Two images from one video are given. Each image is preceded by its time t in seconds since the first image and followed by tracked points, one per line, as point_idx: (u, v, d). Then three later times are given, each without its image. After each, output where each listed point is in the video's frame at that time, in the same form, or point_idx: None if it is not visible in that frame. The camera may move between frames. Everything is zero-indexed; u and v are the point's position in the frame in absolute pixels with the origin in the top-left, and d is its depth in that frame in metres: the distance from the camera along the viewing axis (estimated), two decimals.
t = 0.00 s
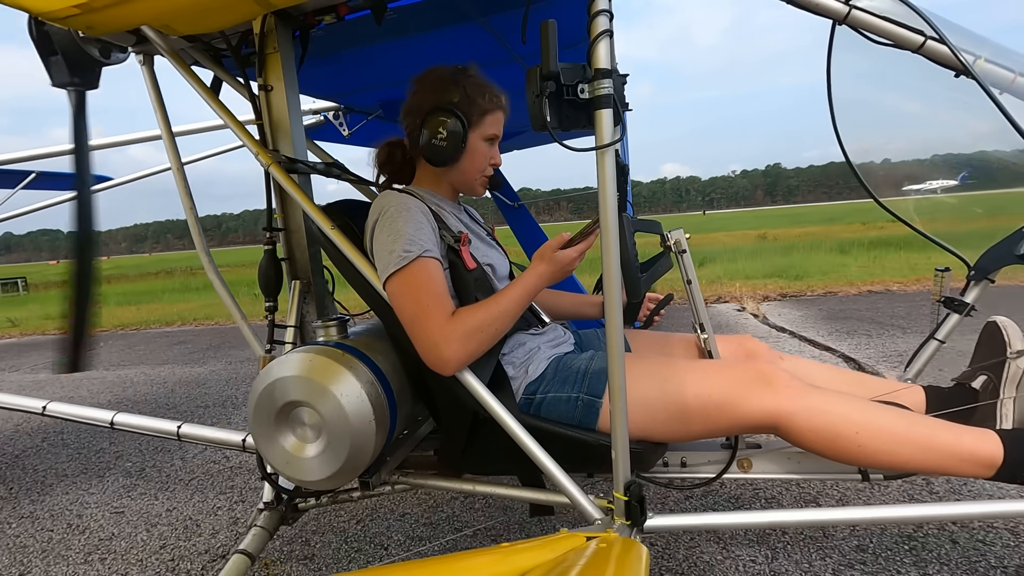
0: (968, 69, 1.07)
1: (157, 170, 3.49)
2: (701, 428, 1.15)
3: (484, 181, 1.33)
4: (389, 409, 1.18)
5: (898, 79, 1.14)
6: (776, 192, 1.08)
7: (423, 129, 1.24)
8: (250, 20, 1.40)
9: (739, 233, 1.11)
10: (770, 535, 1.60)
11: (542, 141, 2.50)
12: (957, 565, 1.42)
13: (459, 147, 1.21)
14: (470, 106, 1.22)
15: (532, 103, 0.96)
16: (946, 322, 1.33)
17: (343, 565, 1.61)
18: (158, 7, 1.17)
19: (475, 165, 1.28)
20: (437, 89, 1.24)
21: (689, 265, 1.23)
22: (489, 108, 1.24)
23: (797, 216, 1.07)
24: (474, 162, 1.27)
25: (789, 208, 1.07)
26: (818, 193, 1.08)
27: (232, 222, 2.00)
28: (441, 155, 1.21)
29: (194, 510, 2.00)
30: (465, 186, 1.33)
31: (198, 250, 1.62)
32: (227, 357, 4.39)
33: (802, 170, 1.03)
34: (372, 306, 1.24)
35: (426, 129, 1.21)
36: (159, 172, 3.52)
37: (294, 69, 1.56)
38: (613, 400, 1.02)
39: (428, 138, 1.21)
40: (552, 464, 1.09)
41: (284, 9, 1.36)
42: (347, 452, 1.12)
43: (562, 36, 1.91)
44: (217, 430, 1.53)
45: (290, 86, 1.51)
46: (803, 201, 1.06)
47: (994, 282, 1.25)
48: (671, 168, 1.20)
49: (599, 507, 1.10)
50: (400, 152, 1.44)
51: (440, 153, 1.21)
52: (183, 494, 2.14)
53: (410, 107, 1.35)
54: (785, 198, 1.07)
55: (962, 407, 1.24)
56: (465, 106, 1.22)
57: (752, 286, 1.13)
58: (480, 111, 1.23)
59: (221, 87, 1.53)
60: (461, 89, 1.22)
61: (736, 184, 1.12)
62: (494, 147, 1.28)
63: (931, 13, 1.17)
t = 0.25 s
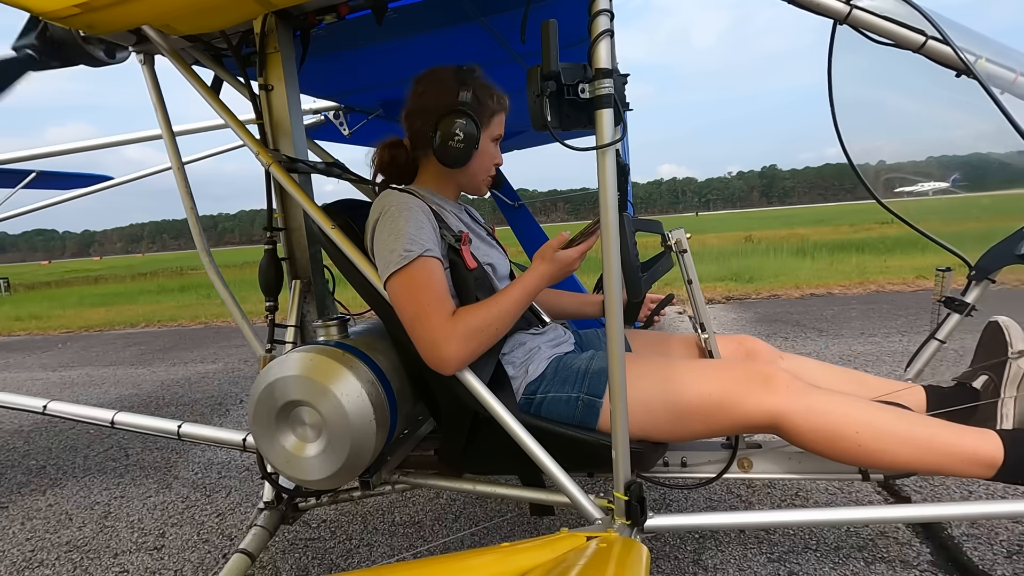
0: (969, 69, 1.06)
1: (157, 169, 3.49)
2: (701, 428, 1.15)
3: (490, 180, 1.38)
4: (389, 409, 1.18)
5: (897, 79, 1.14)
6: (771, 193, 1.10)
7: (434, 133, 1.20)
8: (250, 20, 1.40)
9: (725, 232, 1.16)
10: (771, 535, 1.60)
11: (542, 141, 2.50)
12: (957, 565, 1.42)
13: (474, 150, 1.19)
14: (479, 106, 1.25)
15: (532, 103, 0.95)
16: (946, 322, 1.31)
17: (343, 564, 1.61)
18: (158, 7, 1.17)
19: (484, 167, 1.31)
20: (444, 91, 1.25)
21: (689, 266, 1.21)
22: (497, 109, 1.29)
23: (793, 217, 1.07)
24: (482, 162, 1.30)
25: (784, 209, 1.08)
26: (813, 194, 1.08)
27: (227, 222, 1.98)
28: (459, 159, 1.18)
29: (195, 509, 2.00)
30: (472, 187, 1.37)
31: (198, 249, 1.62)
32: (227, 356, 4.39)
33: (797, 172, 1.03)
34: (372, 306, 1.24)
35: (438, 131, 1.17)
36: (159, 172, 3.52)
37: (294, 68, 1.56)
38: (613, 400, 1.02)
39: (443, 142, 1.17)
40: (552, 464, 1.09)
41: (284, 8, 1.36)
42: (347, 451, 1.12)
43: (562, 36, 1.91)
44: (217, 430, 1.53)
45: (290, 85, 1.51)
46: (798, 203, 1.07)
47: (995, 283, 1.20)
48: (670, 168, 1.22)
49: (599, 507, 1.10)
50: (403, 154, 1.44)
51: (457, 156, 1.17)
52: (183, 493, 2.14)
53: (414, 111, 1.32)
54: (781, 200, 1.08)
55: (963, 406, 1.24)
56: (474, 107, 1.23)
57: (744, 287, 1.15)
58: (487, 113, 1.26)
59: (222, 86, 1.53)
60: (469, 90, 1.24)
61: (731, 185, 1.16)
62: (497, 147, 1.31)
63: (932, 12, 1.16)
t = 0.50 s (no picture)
0: (968, 69, 1.07)
1: (156, 169, 3.49)
2: (701, 428, 1.15)
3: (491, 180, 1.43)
4: (389, 409, 1.18)
5: (897, 80, 1.14)
6: (769, 193, 1.10)
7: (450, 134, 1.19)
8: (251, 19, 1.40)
9: (723, 232, 1.14)
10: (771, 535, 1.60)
11: (542, 141, 2.50)
12: (957, 565, 1.42)
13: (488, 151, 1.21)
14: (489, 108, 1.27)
15: (533, 103, 0.96)
16: (947, 323, 1.31)
17: (342, 564, 1.61)
18: (159, 5, 1.17)
19: (490, 168, 1.36)
20: (457, 93, 1.25)
21: (689, 265, 1.22)
22: (501, 112, 1.34)
23: (784, 217, 1.09)
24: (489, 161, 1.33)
25: (780, 209, 1.09)
26: (811, 194, 1.07)
27: (225, 222, 1.97)
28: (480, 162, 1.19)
29: (194, 509, 2.00)
30: (477, 186, 1.41)
31: (198, 249, 1.62)
32: (227, 356, 4.39)
33: (794, 172, 1.04)
34: (372, 306, 1.24)
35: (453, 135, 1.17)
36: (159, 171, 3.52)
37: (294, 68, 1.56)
38: (613, 400, 1.02)
39: (464, 146, 1.17)
40: (552, 464, 1.09)
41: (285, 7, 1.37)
42: (347, 451, 1.12)
43: (562, 36, 1.91)
44: (217, 429, 1.53)
45: (291, 85, 1.51)
46: (794, 203, 1.07)
47: (994, 282, 1.23)
48: (666, 168, 1.20)
49: (599, 507, 1.10)
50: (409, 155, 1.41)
51: (478, 159, 1.19)
52: (182, 493, 2.14)
53: (423, 111, 1.31)
54: (777, 199, 1.09)
55: (962, 407, 1.24)
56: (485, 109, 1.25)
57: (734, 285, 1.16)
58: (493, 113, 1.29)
59: (222, 85, 1.53)
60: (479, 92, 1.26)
61: (728, 185, 1.14)
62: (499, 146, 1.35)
63: (932, 13, 1.16)
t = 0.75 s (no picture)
0: (968, 69, 1.08)
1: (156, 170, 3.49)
2: (701, 428, 1.15)
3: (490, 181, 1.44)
4: (390, 410, 1.18)
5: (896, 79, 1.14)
6: (766, 193, 1.10)
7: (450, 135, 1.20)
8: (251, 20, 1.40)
9: (725, 233, 1.13)
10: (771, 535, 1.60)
11: (542, 141, 2.50)
12: (957, 565, 1.42)
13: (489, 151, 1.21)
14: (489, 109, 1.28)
15: (532, 103, 0.96)
16: (946, 322, 1.31)
17: (343, 565, 1.61)
18: (158, 7, 1.17)
19: (490, 168, 1.37)
20: (458, 94, 1.26)
21: (689, 265, 1.25)
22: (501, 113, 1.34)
23: (778, 217, 1.08)
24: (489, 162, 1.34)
25: (777, 209, 1.08)
26: (808, 195, 1.06)
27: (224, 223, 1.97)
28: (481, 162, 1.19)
29: (194, 510, 2.00)
30: (477, 186, 1.42)
31: (198, 250, 1.62)
32: (227, 357, 4.39)
33: (792, 173, 1.03)
34: (372, 306, 1.24)
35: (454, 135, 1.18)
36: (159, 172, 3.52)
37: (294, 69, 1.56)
38: (613, 400, 1.02)
39: (465, 146, 1.17)
40: (552, 464, 1.09)
41: (284, 8, 1.37)
42: (347, 452, 1.12)
43: (561, 36, 1.91)
44: (217, 430, 1.53)
45: (290, 85, 1.51)
46: (793, 203, 1.06)
47: (994, 283, 1.20)
48: (665, 168, 1.19)
49: (599, 507, 1.10)
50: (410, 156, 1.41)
51: (479, 159, 1.19)
52: (183, 494, 2.14)
53: (423, 111, 1.31)
54: (776, 200, 1.08)
55: (963, 408, 1.24)
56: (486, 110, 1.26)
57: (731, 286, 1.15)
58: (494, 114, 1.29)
59: (222, 86, 1.53)
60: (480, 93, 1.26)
61: (725, 186, 1.12)
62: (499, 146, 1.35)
63: (931, 13, 1.17)
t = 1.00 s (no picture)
0: (969, 69, 1.09)
1: (156, 169, 3.49)
2: (701, 428, 1.15)
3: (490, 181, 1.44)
4: (389, 409, 1.18)
5: (896, 80, 1.14)
6: (764, 194, 1.09)
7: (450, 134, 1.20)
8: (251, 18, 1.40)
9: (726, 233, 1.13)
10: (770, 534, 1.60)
11: (543, 141, 2.50)
12: (956, 565, 1.42)
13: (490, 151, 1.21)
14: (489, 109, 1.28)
15: (533, 103, 0.96)
16: (946, 323, 1.24)
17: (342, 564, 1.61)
18: (159, 5, 1.17)
19: (491, 168, 1.37)
20: (457, 93, 1.25)
21: (689, 266, 1.24)
22: (502, 112, 1.34)
23: (778, 217, 1.08)
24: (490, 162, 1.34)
25: (775, 209, 1.08)
26: (806, 195, 1.07)
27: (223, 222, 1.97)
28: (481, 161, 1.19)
29: (193, 509, 2.00)
30: (478, 185, 1.42)
31: (198, 248, 1.61)
32: (226, 356, 4.39)
33: (790, 173, 1.03)
34: (372, 305, 1.24)
35: (454, 135, 1.17)
36: (158, 170, 3.52)
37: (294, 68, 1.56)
38: (613, 400, 1.02)
39: (466, 146, 1.17)
40: (552, 464, 1.09)
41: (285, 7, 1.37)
42: (347, 451, 1.12)
43: (562, 35, 1.91)
44: (217, 429, 1.53)
45: (290, 84, 1.51)
46: (791, 204, 1.07)
47: (994, 283, 1.19)
48: (665, 169, 1.15)
49: (599, 507, 1.10)
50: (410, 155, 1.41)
51: (479, 159, 1.19)
52: (182, 493, 2.14)
53: (424, 111, 1.31)
54: (773, 201, 1.08)
55: (964, 407, 1.23)
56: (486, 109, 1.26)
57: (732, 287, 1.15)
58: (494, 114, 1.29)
59: (222, 85, 1.53)
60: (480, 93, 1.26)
61: (724, 186, 1.11)
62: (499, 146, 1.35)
63: (932, 13, 1.16)
